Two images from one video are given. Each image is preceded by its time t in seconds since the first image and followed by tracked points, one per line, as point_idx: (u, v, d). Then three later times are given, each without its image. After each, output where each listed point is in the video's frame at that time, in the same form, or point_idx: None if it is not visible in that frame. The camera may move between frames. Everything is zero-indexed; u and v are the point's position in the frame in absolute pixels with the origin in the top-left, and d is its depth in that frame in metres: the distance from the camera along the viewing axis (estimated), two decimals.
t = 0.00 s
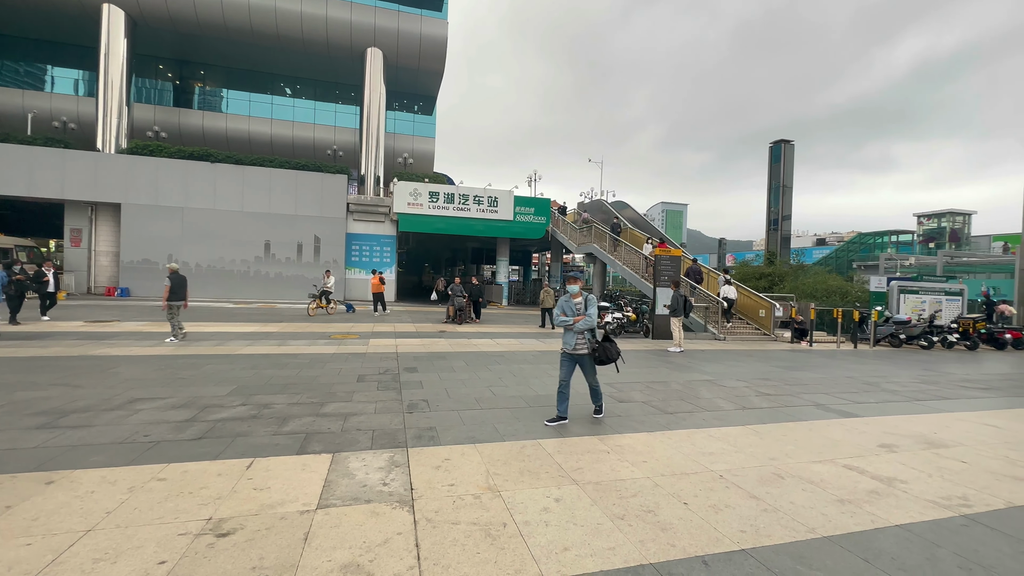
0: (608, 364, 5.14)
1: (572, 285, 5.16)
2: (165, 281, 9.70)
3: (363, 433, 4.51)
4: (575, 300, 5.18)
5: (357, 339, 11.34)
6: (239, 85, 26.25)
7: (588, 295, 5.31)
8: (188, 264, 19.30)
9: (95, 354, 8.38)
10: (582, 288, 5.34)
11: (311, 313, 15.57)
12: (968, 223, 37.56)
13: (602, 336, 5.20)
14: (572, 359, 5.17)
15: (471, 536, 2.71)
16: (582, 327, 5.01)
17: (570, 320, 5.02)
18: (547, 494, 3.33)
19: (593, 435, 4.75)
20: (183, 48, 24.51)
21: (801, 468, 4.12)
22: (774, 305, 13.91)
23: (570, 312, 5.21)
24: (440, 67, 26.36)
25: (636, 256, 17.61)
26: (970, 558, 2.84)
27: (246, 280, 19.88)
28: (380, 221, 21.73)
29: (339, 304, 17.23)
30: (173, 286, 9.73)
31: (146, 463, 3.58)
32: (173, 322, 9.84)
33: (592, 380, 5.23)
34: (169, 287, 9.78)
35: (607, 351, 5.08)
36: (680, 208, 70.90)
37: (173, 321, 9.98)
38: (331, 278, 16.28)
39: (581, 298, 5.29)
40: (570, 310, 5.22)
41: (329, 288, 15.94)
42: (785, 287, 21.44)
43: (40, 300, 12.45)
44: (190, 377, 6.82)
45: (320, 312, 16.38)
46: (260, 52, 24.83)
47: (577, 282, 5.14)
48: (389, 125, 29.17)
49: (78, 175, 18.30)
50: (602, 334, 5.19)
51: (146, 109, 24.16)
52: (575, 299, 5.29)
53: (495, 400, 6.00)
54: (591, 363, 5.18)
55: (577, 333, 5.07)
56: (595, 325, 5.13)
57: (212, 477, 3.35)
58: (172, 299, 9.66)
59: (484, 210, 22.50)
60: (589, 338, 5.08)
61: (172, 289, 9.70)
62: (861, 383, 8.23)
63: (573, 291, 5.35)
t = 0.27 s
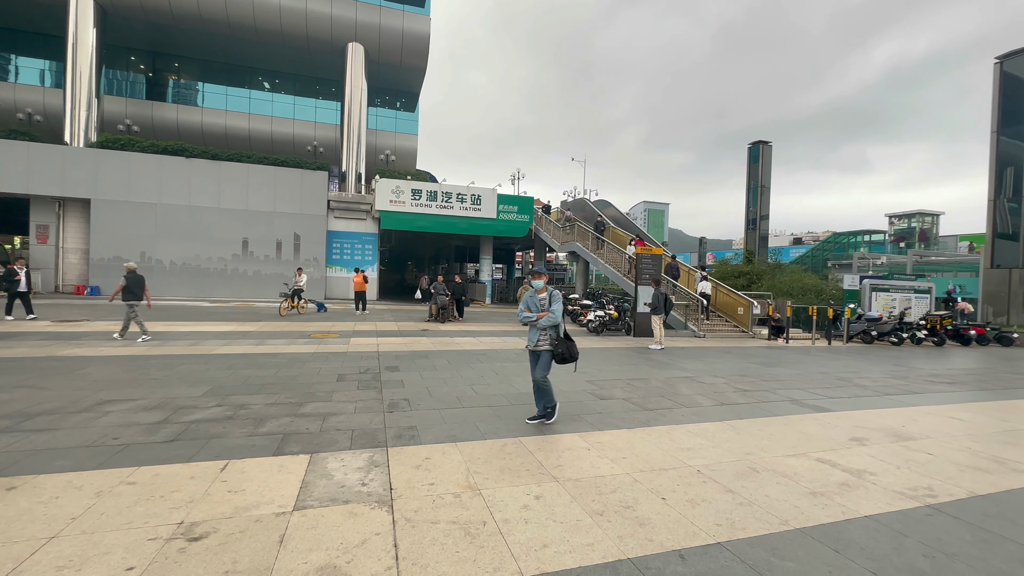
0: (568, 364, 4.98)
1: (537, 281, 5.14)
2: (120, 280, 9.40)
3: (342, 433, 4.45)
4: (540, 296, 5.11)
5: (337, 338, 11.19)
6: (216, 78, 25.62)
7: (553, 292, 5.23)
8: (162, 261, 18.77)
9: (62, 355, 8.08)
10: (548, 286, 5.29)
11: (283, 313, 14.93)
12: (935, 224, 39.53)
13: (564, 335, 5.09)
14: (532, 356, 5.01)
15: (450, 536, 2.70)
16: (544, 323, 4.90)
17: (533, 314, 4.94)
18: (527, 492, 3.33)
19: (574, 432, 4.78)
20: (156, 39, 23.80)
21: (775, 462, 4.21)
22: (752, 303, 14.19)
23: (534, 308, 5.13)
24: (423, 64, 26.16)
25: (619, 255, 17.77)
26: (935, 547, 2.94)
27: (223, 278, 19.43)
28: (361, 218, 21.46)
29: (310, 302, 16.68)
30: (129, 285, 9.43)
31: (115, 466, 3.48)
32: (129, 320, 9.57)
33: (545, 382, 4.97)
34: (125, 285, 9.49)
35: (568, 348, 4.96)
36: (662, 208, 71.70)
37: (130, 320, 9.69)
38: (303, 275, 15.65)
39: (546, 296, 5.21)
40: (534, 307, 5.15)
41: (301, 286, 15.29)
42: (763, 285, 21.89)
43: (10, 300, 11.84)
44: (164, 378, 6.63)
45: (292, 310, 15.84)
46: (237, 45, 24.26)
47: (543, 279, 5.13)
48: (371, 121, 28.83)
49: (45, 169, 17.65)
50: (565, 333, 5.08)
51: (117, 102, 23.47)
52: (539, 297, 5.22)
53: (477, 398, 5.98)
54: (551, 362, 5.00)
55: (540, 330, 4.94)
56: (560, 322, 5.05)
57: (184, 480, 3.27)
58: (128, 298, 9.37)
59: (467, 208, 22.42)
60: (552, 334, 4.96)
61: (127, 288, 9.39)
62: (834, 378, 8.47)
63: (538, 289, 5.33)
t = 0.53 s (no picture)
0: (526, 369, 4.75)
1: (500, 281, 4.87)
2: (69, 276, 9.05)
3: (317, 433, 4.37)
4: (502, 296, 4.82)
5: (314, 336, 11.00)
6: (186, 69, 24.83)
7: (517, 292, 4.93)
8: (129, 258, 18.12)
9: (21, 356, 7.73)
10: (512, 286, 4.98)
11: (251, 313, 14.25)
12: (900, 224, 41.21)
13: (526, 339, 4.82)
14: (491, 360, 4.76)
15: (427, 534, 2.69)
16: (504, 325, 4.62)
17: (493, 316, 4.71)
18: (505, 489, 3.34)
19: (552, 428, 4.81)
20: (122, 27, 22.93)
21: (747, 455, 4.32)
22: (727, 300, 14.50)
23: (496, 309, 4.87)
24: (401, 59, 25.88)
25: (599, 253, 17.93)
26: (897, 534, 3.06)
27: (195, 276, 18.87)
28: (339, 215, 21.10)
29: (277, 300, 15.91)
30: (78, 280, 9.11)
31: (77, 471, 3.35)
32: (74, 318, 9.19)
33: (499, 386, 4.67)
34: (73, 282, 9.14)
35: (528, 354, 4.71)
36: (642, 206, 72.53)
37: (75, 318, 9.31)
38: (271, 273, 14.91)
39: (509, 296, 4.92)
40: (495, 308, 4.88)
41: (269, 284, 14.55)
42: (738, 282, 22.37)
43: None
44: (130, 379, 6.41)
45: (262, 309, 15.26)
46: (209, 35, 23.57)
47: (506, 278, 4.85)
48: (348, 116, 28.39)
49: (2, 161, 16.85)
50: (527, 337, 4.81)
51: (80, 92, 22.60)
52: (501, 297, 4.92)
53: (455, 396, 5.96)
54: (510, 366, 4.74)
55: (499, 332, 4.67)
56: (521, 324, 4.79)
57: (150, 483, 3.16)
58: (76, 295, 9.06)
59: (448, 205, 22.30)
60: (512, 338, 4.70)
61: (75, 285, 9.06)
62: (804, 373, 8.73)
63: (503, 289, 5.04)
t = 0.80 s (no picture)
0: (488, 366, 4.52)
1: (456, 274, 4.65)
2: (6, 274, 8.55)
3: (290, 433, 4.28)
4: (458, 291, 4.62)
5: (287, 335, 10.75)
6: (149, 58, 23.86)
7: (474, 285, 4.68)
8: (90, 255, 17.35)
9: None
10: (470, 278, 4.74)
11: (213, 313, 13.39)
12: (864, 223, 42.95)
13: (486, 334, 4.63)
14: (450, 358, 4.60)
15: (402, 533, 2.66)
16: (459, 321, 4.43)
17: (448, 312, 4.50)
18: (481, 486, 3.34)
19: (530, 424, 4.84)
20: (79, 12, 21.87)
21: (719, 446, 4.44)
22: (701, 296, 14.84)
23: (452, 304, 4.66)
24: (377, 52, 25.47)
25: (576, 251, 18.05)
26: (859, 519, 3.19)
27: (160, 273, 18.20)
28: (313, 211, 20.64)
29: (238, 299, 15.00)
30: (17, 280, 8.67)
31: (32, 478, 3.19)
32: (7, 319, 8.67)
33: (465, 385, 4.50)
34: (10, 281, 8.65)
35: (487, 350, 4.47)
36: (618, 203, 73.29)
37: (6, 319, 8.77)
38: (233, 270, 14.05)
39: (467, 290, 4.68)
40: (453, 303, 4.67)
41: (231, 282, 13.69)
42: (711, 279, 22.86)
43: None
44: (91, 380, 6.14)
45: (224, 309, 14.60)
46: (174, 23, 22.70)
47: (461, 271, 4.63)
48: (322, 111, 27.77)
49: None
50: (487, 332, 4.60)
51: (35, 80, 21.59)
52: (458, 291, 4.70)
53: (432, 394, 5.92)
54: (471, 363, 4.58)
55: (455, 329, 4.49)
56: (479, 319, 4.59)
57: (111, 489, 3.04)
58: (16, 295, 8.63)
59: (425, 201, 22.09)
60: (469, 334, 4.52)
61: (15, 284, 8.61)
62: (773, 366, 9.01)
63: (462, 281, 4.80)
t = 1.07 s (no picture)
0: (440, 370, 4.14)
1: (403, 274, 4.33)
2: None
3: (256, 435, 4.15)
4: (406, 291, 4.29)
5: (253, 333, 10.42)
6: (102, 43, 22.62)
7: (423, 284, 4.36)
8: (37, 250, 16.37)
9: None
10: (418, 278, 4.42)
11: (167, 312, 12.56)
12: (824, 221, 44.85)
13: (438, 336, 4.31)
14: (400, 364, 4.19)
15: (373, 534, 2.62)
16: (410, 322, 4.09)
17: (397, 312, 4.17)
18: (454, 484, 3.32)
19: (503, 420, 4.84)
20: None
21: (688, 439, 4.54)
22: (671, 292, 15.16)
23: (400, 305, 4.31)
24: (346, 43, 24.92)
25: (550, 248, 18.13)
26: (818, 506, 3.32)
27: (116, 270, 17.31)
28: (280, 205, 20.03)
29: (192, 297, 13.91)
30: None
31: None
32: None
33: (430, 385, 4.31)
34: None
35: (441, 351, 4.10)
36: (591, 200, 74.05)
37: None
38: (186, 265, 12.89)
39: (415, 290, 4.36)
40: (401, 305, 4.31)
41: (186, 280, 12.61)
42: (681, 274, 23.37)
43: None
44: (39, 384, 5.80)
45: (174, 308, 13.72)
46: (128, 7, 21.57)
47: (409, 271, 4.34)
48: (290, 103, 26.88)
49: None
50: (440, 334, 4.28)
51: None
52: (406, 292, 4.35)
53: (405, 392, 5.84)
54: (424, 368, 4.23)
55: (405, 330, 4.14)
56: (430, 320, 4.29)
57: (60, 498, 2.87)
58: None
59: (397, 197, 21.75)
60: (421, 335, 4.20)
61: None
62: (739, 360, 9.29)
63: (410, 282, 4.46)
